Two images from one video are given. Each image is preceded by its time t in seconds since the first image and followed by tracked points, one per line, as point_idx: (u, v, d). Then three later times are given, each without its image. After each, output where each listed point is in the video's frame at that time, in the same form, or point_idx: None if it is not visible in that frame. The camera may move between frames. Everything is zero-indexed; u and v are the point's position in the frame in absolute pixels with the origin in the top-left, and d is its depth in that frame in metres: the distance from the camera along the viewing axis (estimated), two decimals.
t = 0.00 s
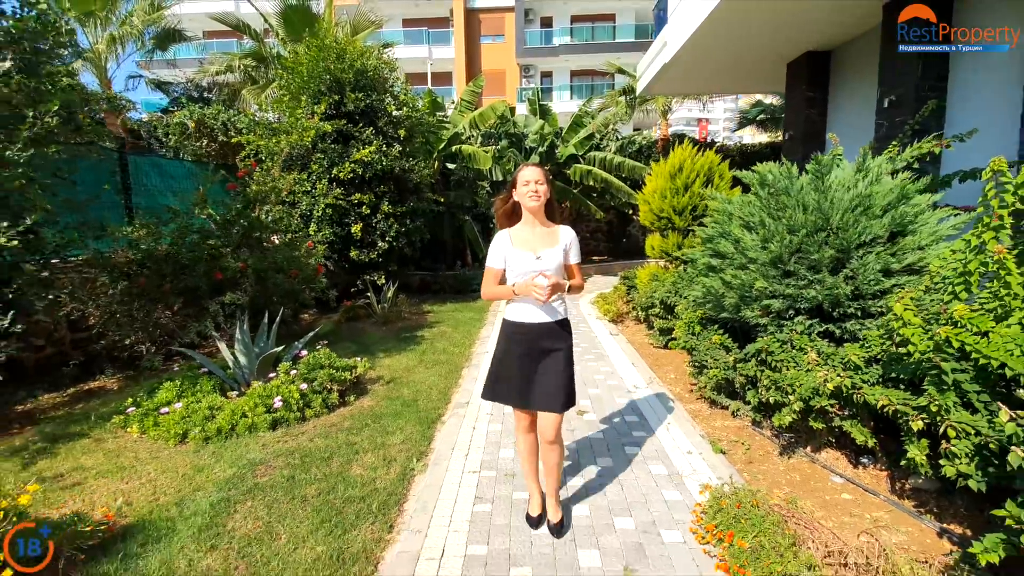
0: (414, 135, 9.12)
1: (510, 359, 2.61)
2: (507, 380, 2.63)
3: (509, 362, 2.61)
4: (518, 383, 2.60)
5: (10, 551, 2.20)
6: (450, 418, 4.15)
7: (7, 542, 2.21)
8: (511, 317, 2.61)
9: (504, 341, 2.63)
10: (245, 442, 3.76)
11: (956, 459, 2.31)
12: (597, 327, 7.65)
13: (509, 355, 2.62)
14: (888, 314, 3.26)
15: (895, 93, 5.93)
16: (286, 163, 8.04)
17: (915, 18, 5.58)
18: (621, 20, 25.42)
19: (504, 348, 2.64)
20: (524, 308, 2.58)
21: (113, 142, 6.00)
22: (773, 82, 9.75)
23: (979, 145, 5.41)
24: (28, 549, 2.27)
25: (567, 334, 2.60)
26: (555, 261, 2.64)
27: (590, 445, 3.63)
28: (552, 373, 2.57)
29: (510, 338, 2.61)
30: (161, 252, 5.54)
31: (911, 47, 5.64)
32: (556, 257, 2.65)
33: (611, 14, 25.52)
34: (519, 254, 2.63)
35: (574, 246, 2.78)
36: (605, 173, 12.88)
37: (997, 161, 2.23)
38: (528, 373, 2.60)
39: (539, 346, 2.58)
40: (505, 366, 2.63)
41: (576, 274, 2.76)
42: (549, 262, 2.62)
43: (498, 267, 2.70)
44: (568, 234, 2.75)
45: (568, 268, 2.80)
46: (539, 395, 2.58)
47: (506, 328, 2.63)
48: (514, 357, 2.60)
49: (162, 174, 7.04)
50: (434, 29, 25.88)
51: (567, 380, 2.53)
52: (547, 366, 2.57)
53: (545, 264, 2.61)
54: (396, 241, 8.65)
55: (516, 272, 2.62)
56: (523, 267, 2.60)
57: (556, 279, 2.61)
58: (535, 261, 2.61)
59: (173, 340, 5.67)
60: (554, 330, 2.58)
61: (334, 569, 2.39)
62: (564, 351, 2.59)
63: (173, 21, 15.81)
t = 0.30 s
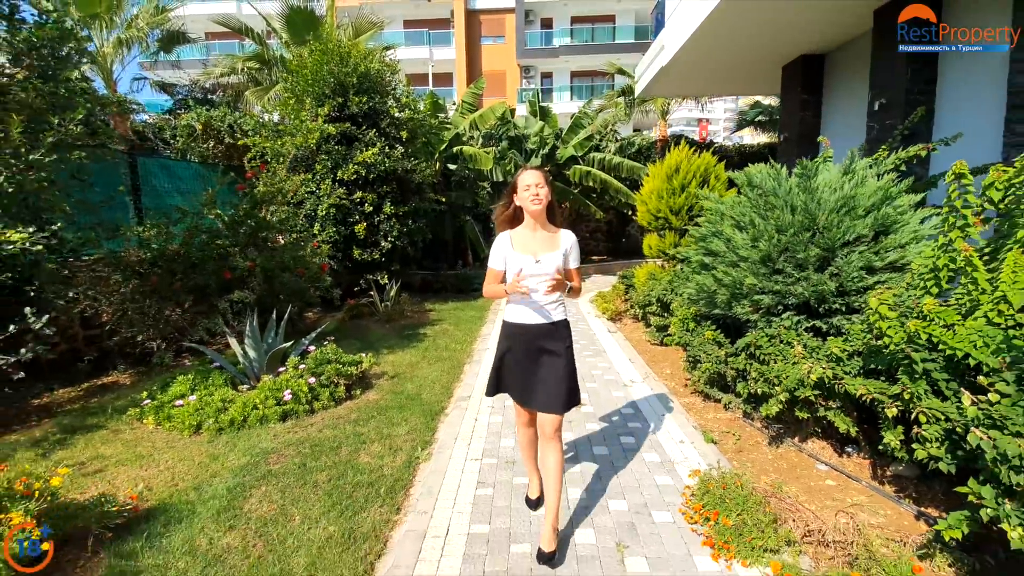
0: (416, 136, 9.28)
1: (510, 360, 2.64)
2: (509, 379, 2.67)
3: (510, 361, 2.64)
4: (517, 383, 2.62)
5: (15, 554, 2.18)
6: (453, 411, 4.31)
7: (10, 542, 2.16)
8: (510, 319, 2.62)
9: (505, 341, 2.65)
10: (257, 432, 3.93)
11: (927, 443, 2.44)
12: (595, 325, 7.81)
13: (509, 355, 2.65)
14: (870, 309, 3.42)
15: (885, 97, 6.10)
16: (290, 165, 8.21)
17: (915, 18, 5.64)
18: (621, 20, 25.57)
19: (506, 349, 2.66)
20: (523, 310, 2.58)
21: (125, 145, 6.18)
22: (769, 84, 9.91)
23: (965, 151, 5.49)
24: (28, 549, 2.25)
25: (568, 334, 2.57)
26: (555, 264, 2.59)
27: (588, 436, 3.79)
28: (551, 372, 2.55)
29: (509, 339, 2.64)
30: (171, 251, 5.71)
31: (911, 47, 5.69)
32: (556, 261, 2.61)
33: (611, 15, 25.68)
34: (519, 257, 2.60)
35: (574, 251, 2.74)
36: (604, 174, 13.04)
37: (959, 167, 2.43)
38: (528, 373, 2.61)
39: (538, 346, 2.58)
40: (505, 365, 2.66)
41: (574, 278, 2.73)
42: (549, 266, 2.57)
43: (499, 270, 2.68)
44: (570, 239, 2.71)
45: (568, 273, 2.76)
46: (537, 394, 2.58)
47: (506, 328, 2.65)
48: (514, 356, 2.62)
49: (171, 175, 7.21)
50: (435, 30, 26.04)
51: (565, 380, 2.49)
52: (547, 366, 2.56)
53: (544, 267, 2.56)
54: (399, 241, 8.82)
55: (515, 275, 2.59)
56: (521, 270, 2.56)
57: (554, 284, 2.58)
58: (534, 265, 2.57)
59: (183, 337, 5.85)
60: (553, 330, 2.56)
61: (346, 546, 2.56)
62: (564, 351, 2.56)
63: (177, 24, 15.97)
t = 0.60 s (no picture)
0: (418, 137, 9.45)
1: (513, 362, 2.69)
2: (513, 381, 2.72)
3: (512, 363, 2.69)
4: (520, 384, 2.68)
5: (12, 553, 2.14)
6: (455, 404, 4.48)
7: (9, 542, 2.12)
8: (511, 321, 2.67)
9: (507, 342, 2.70)
10: (266, 423, 4.10)
11: (901, 429, 2.59)
12: (593, 322, 7.98)
13: (512, 358, 2.69)
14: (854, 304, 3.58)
15: (876, 99, 6.26)
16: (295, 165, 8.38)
17: (915, 18, 5.68)
18: (621, 21, 25.71)
19: (508, 352, 2.70)
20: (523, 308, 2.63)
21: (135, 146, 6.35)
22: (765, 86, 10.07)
23: (949, 150, 5.62)
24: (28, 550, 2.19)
25: (569, 334, 2.59)
26: (553, 261, 2.63)
27: (585, 427, 3.95)
28: (552, 373, 2.60)
29: (512, 343, 2.67)
30: (181, 250, 5.88)
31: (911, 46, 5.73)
32: (554, 257, 2.65)
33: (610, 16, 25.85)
34: (518, 253, 2.66)
35: (575, 250, 2.76)
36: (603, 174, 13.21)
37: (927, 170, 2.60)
38: (531, 373, 2.66)
39: (539, 348, 2.62)
40: (508, 366, 2.71)
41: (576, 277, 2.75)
42: (547, 262, 2.62)
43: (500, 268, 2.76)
44: (570, 237, 2.75)
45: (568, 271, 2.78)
46: (540, 395, 2.63)
47: (508, 329, 2.70)
48: (516, 358, 2.67)
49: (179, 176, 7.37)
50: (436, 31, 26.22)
51: (566, 381, 2.53)
52: (548, 367, 2.60)
53: (543, 264, 2.62)
54: (401, 240, 8.98)
55: (514, 271, 2.66)
56: (520, 266, 2.63)
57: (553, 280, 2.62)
58: (533, 261, 2.63)
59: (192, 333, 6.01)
60: (554, 331, 2.59)
61: (356, 525, 2.72)
62: (565, 351, 2.59)
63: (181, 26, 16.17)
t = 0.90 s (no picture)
0: (420, 138, 9.61)
1: (516, 361, 2.66)
2: (513, 381, 2.68)
3: (516, 363, 2.67)
4: (526, 385, 2.67)
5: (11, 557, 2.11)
6: (457, 397, 4.65)
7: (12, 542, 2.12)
8: (513, 319, 2.68)
9: (510, 342, 2.68)
10: (277, 415, 4.27)
11: (880, 416, 2.74)
12: (592, 320, 8.14)
13: (513, 356, 2.67)
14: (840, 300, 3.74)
15: (868, 102, 6.42)
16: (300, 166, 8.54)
17: (915, 18, 5.73)
18: (621, 21, 25.86)
19: (509, 350, 2.68)
20: (526, 308, 2.66)
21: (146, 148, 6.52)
22: (762, 88, 10.22)
23: (937, 151, 5.77)
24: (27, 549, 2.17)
25: (573, 332, 2.65)
26: (554, 259, 2.65)
27: (582, 420, 4.11)
28: (558, 369, 2.66)
29: (514, 341, 2.67)
30: (191, 249, 6.05)
31: (910, 47, 5.80)
32: (555, 255, 2.66)
33: (610, 17, 26.00)
34: (518, 252, 2.67)
35: (576, 246, 2.77)
36: (602, 174, 13.37)
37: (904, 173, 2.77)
38: (533, 371, 2.67)
39: (544, 345, 2.65)
40: (511, 367, 2.68)
41: (577, 273, 2.76)
42: (548, 260, 2.64)
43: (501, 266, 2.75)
44: (570, 233, 2.74)
45: (570, 267, 2.79)
46: (547, 393, 2.67)
47: (511, 329, 2.69)
48: (520, 358, 2.66)
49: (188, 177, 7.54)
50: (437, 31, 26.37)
51: (574, 376, 2.61)
52: (554, 364, 2.65)
53: (543, 262, 2.64)
54: (403, 239, 9.15)
55: (515, 270, 2.67)
56: (521, 266, 2.65)
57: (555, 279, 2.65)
58: (533, 260, 2.65)
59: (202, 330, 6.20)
60: (558, 328, 2.64)
61: (366, 507, 2.89)
62: (569, 347, 2.66)
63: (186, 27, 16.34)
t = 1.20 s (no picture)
0: (422, 139, 9.76)
1: (516, 361, 2.57)
2: (513, 382, 2.57)
3: (517, 364, 2.56)
4: (529, 386, 2.56)
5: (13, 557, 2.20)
6: (461, 392, 4.81)
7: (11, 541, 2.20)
8: (514, 317, 2.60)
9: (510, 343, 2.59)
10: (287, 408, 4.44)
11: (862, 406, 2.90)
12: (592, 318, 8.30)
13: (514, 356, 2.58)
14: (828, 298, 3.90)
15: (860, 105, 6.59)
16: (304, 167, 8.70)
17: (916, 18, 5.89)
18: (621, 23, 26.03)
19: (509, 349, 2.59)
20: (528, 308, 2.59)
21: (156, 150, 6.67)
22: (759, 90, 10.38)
23: (928, 154, 5.93)
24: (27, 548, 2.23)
25: (573, 333, 2.62)
26: (558, 262, 2.61)
27: (582, 413, 4.26)
28: (559, 369, 2.61)
29: (514, 340, 2.59)
30: (201, 248, 6.21)
31: (910, 47, 5.95)
32: (559, 258, 2.62)
33: (610, 18, 26.18)
34: (521, 254, 2.64)
35: (580, 247, 2.73)
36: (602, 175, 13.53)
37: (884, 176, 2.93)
38: (533, 372, 2.59)
39: (544, 346, 2.58)
40: (512, 367, 2.57)
41: (582, 275, 2.72)
42: (552, 264, 2.60)
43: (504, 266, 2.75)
44: (574, 235, 2.71)
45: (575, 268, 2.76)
46: (548, 393, 2.60)
47: (511, 329, 2.61)
48: (521, 358, 2.57)
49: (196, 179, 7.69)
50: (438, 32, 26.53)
51: (576, 375, 2.58)
52: (555, 364, 2.59)
53: (547, 265, 2.60)
54: (406, 239, 9.31)
55: (517, 271, 2.65)
56: (524, 268, 2.62)
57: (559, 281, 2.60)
58: (537, 262, 2.61)
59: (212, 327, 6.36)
60: (561, 328, 2.60)
61: (376, 492, 3.05)
62: (570, 347, 2.62)
63: (189, 28, 16.50)
